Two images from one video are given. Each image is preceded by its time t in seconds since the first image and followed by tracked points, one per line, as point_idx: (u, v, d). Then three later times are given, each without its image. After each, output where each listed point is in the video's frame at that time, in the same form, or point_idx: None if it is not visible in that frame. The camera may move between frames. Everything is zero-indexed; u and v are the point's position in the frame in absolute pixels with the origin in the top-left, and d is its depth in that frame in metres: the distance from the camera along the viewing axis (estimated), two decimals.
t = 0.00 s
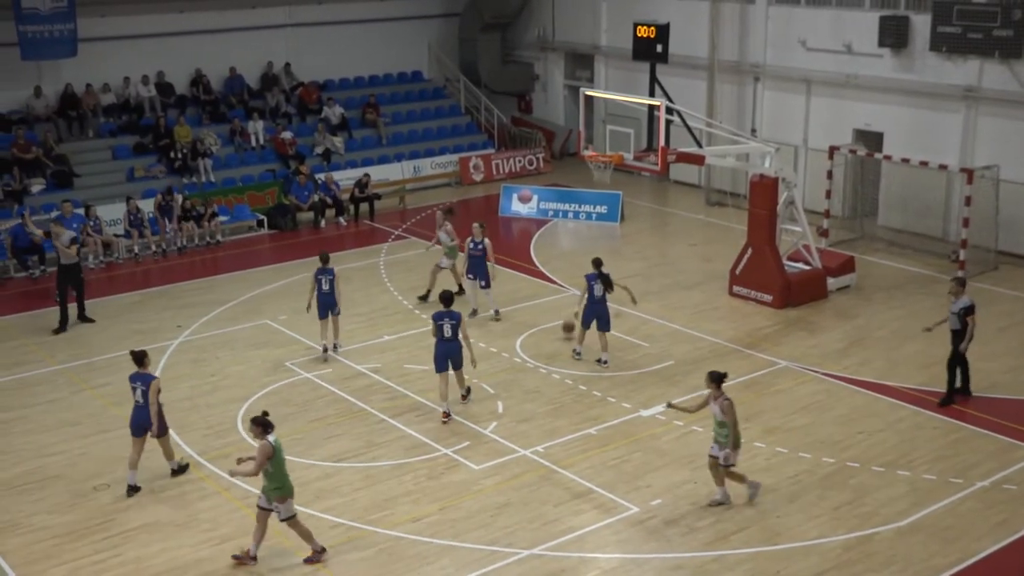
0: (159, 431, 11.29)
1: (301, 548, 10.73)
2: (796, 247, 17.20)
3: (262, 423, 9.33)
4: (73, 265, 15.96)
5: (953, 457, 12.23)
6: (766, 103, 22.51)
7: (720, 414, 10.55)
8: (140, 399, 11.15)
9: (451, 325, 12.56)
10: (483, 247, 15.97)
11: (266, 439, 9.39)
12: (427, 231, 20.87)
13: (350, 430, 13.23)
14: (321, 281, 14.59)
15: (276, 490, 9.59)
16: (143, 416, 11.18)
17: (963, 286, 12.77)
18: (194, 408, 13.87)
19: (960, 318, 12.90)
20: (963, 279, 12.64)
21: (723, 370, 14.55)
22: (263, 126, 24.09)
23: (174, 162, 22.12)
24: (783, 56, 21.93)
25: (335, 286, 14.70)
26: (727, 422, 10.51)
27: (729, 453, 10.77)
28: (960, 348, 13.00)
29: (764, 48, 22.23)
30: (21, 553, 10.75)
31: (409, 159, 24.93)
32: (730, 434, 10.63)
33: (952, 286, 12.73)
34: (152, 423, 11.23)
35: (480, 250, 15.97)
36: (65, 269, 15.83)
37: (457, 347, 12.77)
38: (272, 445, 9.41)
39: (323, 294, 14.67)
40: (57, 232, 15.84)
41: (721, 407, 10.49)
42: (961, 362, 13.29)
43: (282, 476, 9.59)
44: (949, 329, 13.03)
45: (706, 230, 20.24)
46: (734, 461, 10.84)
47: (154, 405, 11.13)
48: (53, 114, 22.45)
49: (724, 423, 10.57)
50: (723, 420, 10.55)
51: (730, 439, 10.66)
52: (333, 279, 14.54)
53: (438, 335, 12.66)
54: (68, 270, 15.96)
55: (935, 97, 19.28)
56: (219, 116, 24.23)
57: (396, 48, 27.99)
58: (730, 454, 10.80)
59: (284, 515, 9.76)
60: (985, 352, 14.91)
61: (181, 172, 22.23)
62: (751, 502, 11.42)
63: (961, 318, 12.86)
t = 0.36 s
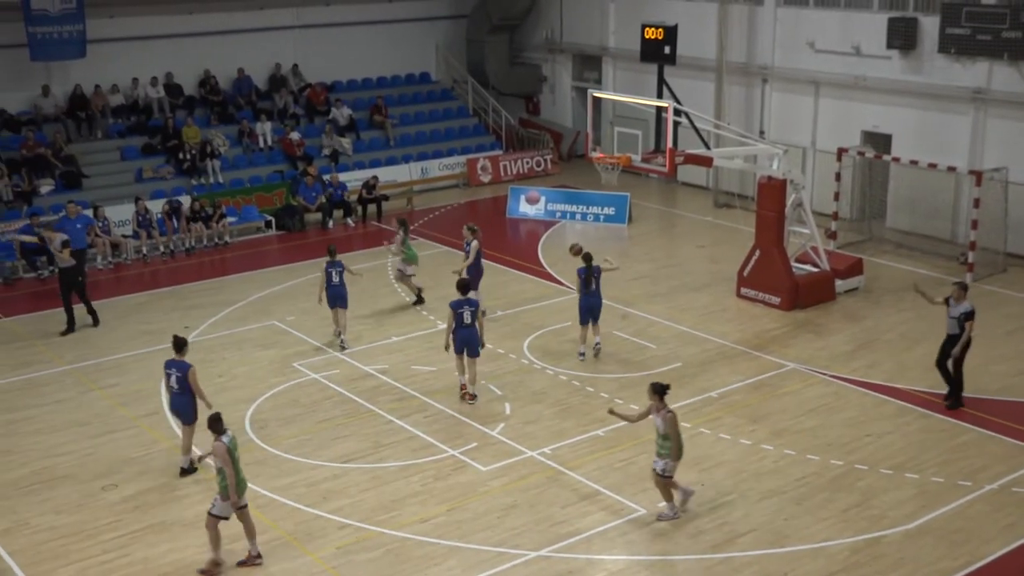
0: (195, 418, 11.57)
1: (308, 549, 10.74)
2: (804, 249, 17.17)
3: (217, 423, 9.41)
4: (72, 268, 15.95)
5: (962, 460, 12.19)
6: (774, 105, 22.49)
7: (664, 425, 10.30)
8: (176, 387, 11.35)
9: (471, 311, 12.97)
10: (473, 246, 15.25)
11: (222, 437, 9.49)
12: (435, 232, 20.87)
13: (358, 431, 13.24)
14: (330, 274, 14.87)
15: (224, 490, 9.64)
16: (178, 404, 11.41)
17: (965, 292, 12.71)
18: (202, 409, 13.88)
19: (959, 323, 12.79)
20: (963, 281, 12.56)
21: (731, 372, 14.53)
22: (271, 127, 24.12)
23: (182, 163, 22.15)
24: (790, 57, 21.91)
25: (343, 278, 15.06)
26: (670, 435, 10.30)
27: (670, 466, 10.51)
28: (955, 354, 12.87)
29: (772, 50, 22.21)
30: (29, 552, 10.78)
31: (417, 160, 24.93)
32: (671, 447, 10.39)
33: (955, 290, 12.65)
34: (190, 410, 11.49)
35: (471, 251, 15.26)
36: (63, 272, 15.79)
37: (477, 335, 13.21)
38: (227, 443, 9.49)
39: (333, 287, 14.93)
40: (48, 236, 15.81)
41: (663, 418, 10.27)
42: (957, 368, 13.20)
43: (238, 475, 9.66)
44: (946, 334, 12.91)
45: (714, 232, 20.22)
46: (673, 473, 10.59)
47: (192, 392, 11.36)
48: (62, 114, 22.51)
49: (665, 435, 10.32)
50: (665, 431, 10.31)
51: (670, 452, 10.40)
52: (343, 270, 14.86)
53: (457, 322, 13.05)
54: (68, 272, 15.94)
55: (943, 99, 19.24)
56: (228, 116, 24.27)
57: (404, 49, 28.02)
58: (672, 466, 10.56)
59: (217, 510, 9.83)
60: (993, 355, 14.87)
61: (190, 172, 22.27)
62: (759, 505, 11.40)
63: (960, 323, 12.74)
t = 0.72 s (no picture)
0: (235, 407, 11.99)
1: (324, 549, 10.76)
2: (823, 251, 17.11)
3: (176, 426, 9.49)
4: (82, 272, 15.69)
5: (981, 464, 12.12)
6: (793, 107, 22.44)
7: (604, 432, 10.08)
8: (220, 374, 11.75)
9: (488, 303, 13.30)
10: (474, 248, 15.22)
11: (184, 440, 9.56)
12: (453, 234, 20.89)
13: (376, 432, 13.25)
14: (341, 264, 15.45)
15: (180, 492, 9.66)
16: (221, 391, 11.87)
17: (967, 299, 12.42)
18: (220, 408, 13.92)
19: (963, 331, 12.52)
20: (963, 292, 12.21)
21: (749, 375, 14.49)
22: (290, 129, 24.21)
23: (202, 164, 22.25)
24: (809, 60, 21.85)
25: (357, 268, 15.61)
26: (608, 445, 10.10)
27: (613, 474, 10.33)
28: (961, 361, 12.62)
29: (792, 51, 22.14)
30: (47, 550, 10.84)
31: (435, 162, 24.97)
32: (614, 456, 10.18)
33: (956, 299, 12.36)
34: (231, 397, 11.93)
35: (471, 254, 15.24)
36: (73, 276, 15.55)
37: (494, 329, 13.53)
38: (185, 448, 9.54)
39: (348, 278, 15.52)
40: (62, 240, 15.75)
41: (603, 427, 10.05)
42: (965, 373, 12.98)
43: (195, 480, 9.67)
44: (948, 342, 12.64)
45: (732, 234, 20.16)
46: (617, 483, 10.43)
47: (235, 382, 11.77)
48: (83, 115, 22.65)
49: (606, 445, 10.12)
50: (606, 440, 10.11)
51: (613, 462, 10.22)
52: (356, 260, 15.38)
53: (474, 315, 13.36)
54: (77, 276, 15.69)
55: (963, 102, 19.15)
56: (247, 118, 24.37)
57: (423, 51, 28.08)
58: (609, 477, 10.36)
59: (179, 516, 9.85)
60: (1014, 359, 14.77)
61: (209, 173, 22.36)
62: (776, 508, 11.36)
63: (964, 331, 12.47)
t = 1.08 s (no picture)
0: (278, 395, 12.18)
1: (342, 549, 10.77)
2: (843, 254, 17.02)
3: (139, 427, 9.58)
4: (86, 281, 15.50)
5: (1002, 469, 12.04)
6: (813, 109, 22.36)
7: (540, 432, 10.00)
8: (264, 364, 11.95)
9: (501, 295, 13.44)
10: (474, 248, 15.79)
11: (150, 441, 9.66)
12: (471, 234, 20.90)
13: (394, 432, 13.27)
14: (351, 257, 15.79)
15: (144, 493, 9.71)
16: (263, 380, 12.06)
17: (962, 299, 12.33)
18: (239, 408, 13.96)
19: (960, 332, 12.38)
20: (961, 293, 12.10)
21: (768, 378, 14.45)
22: (310, 129, 24.27)
23: (222, 164, 22.33)
24: (830, 61, 21.78)
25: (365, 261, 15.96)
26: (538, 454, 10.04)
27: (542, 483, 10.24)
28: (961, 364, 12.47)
29: (811, 53, 22.08)
30: (68, 547, 10.89)
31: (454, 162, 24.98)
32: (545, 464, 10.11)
33: (954, 299, 12.22)
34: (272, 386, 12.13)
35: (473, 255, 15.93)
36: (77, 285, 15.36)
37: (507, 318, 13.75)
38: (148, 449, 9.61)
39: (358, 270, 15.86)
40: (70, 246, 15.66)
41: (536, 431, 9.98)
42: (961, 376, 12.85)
43: (158, 480, 9.74)
44: (947, 345, 12.48)
45: (751, 237, 20.10)
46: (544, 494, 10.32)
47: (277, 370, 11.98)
48: (104, 115, 22.76)
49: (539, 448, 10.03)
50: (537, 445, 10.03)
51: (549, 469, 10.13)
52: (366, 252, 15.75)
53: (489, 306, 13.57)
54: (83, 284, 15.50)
55: (985, 104, 19.04)
56: (267, 118, 24.44)
57: (442, 51, 28.12)
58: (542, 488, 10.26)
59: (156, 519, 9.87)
60: None
61: (229, 173, 22.44)
62: (794, 511, 11.31)
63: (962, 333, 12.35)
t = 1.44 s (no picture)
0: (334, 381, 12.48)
1: (372, 546, 10.80)
2: (876, 256, 16.91)
3: (121, 419, 9.48)
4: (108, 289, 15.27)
5: None
6: (847, 110, 22.21)
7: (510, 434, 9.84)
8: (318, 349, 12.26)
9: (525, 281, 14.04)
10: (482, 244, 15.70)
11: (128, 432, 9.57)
12: (502, 234, 20.89)
13: (424, 430, 13.29)
14: (369, 252, 16.11)
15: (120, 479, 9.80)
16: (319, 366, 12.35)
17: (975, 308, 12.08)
18: (271, 405, 14.03)
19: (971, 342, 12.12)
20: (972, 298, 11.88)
21: (800, 380, 14.36)
22: (342, 128, 24.37)
23: (255, 162, 22.47)
24: (864, 62, 21.63)
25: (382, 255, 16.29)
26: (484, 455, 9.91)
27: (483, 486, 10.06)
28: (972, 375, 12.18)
29: (846, 54, 21.94)
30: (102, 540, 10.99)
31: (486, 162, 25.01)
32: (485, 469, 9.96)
33: (966, 308, 11.97)
34: (331, 371, 12.40)
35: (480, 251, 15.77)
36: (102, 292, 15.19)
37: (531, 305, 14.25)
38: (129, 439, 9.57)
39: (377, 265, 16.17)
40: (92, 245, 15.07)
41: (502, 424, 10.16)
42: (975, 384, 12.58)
43: (137, 469, 9.84)
44: (958, 356, 12.18)
45: (782, 238, 19.99)
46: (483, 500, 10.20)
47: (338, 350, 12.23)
48: (139, 113, 22.95)
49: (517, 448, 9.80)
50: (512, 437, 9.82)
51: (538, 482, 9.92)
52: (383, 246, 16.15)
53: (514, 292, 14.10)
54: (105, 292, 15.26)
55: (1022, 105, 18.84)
56: (300, 117, 24.56)
57: (474, 51, 28.16)
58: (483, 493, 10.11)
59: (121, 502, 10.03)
60: None
61: (262, 172, 22.56)
62: (826, 514, 11.25)
63: (973, 343, 12.09)
